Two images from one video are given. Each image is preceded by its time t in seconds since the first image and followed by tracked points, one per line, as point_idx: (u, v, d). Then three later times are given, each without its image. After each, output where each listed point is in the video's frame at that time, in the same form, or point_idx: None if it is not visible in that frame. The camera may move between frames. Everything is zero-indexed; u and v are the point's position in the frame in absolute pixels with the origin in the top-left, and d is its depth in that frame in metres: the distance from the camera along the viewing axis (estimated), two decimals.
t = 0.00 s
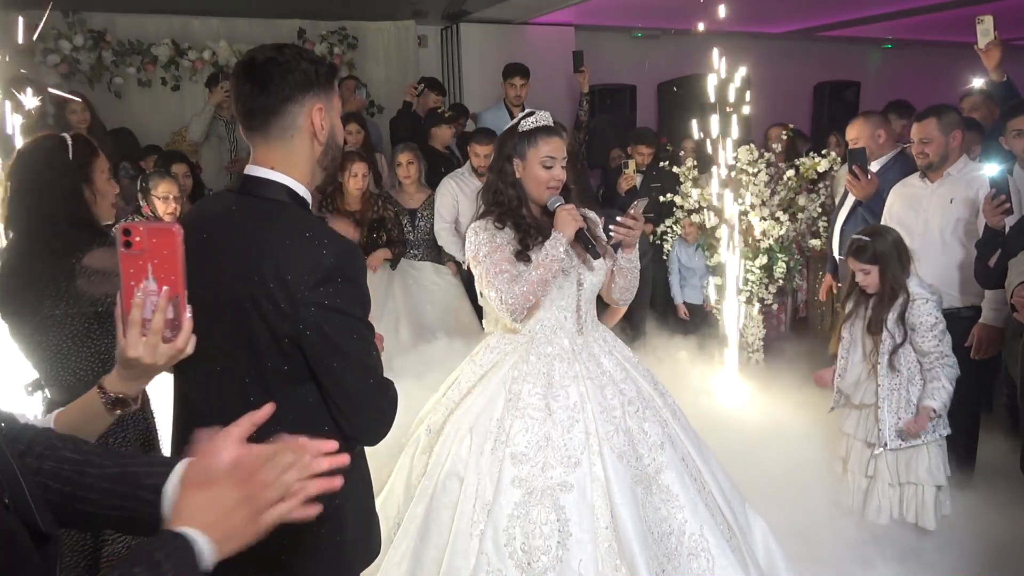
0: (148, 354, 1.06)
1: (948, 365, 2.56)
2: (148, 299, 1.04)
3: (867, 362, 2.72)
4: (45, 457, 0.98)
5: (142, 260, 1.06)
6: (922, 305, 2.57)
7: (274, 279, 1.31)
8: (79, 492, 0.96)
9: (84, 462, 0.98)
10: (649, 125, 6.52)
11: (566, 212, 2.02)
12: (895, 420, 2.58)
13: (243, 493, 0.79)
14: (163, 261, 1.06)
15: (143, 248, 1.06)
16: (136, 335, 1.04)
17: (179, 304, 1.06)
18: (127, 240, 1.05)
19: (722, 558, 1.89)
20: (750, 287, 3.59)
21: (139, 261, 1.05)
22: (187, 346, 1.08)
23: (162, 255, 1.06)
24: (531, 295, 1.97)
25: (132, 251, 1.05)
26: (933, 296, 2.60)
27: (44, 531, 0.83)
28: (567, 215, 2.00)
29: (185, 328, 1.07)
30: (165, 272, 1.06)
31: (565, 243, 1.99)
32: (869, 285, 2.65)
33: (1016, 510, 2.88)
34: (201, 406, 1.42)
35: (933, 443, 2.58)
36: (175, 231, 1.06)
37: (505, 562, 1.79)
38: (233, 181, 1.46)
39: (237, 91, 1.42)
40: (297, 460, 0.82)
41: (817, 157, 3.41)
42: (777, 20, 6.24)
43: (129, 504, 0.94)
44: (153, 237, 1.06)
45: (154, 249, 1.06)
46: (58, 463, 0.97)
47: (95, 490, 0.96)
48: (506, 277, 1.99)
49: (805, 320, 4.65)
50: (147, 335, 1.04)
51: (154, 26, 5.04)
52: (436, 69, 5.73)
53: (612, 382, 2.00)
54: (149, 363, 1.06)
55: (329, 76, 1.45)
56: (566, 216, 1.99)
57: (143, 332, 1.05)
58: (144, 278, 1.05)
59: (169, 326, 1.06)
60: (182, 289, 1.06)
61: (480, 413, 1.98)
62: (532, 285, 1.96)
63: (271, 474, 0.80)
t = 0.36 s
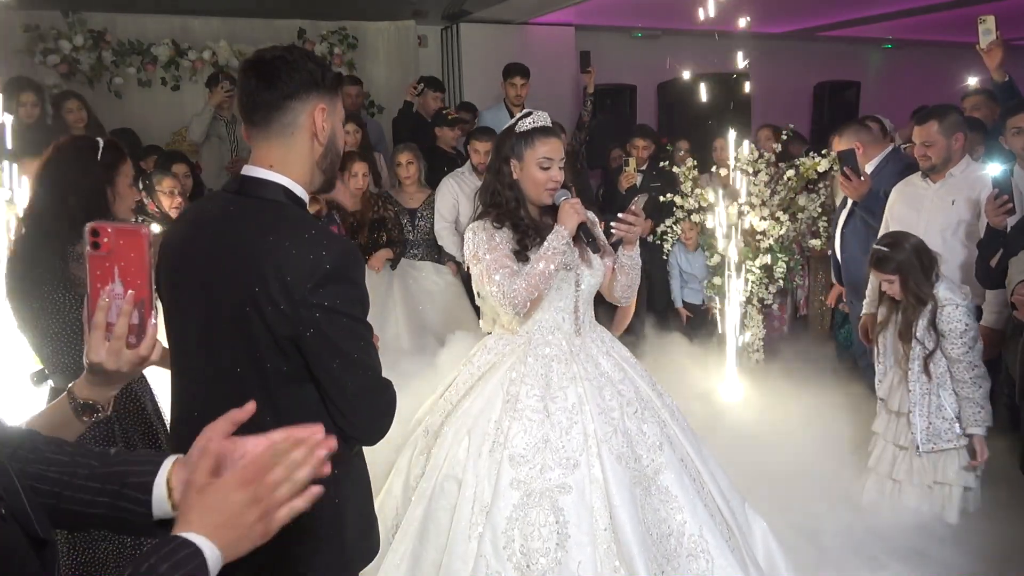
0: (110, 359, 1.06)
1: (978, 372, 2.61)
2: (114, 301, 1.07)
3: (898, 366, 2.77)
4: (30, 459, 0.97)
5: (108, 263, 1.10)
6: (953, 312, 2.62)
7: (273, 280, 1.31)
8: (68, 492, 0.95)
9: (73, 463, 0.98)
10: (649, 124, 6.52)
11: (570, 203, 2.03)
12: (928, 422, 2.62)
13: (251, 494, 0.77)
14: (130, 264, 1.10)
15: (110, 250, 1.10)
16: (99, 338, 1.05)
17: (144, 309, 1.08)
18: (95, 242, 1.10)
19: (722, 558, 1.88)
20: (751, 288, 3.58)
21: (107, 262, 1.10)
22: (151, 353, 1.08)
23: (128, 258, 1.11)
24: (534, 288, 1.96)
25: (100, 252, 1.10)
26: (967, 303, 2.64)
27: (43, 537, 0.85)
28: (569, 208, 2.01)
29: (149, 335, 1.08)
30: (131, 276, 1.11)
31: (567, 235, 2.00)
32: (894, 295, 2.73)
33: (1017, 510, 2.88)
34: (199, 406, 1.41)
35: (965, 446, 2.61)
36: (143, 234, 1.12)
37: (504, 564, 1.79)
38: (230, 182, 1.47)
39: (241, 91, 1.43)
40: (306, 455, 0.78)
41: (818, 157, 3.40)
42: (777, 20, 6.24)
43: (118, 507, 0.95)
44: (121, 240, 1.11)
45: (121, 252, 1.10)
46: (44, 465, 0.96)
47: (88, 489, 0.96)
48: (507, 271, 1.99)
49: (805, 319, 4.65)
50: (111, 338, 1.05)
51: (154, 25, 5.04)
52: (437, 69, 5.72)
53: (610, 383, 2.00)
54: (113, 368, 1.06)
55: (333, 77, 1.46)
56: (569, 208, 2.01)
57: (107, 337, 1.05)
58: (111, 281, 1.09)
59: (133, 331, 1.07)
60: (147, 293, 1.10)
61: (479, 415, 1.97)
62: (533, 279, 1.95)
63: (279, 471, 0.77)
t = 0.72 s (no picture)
0: (118, 354, 1.03)
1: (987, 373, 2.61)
2: (120, 296, 1.04)
3: (908, 365, 2.80)
4: (24, 453, 0.96)
5: (112, 257, 1.06)
6: (962, 312, 2.60)
7: (270, 282, 1.32)
8: (68, 484, 0.95)
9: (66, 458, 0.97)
10: (649, 124, 6.51)
11: (573, 203, 2.02)
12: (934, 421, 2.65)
13: (243, 474, 0.75)
14: (134, 258, 1.07)
15: (114, 244, 1.06)
16: (106, 334, 1.02)
17: (150, 303, 1.05)
18: (99, 236, 1.06)
19: (722, 559, 1.88)
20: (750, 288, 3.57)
21: (110, 257, 1.06)
22: (159, 348, 1.04)
23: (133, 251, 1.07)
24: (542, 289, 1.96)
25: (103, 246, 1.06)
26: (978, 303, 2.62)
27: (40, 535, 0.84)
28: (574, 207, 2.01)
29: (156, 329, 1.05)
30: (136, 269, 1.07)
31: (570, 236, 2.00)
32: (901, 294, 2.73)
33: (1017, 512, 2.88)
34: (194, 407, 1.41)
35: (971, 447, 2.62)
36: (147, 226, 1.08)
37: (504, 566, 1.79)
38: (227, 182, 1.47)
39: (247, 92, 1.44)
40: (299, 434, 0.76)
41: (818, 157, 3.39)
42: (777, 20, 6.24)
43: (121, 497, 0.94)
44: (124, 233, 1.07)
45: (125, 245, 1.07)
46: (41, 458, 0.96)
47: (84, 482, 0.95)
48: (512, 275, 1.98)
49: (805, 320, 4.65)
50: (117, 334, 1.02)
51: (153, 25, 5.04)
52: (436, 69, 5.72)
53: (611, 385, 2.00)
54: (120, 363, 1.03)
55: (340, 83, 1.47)
56: (572, 208, 2.00)
57: (114, 332, 1.02)
58: (115, 274, 1.06)
59: (140, 326, 1.04)
60: (153, 287, 1.07)
61: (479, 417, 1.98)
62: (540, 279, 1.96)
63: (272, 452, 0.75)
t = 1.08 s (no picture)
0: (127, 354, 1.03)
1: (982, 367, 2.58)
2: (129, 296, 1.04)
3: (902, 367, 2.83)
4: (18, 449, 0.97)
5: (121, 258, 1.06)
6: (955, 306, 2.61)
7: (270, 282, 1.32)
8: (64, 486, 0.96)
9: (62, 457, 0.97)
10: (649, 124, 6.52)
11: (572, 201, 2.02)
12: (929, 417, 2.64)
13: (213, 502, 0.79)
14: (143, 258, 1.06)
15: (122, 245, 1.06)
16: (115, 334, 1.02)
17: (158, 303, 1.05)
18: (108, 237, 1.05)
19: (722, 559, 1.89)
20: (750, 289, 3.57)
21: (119, 258, 1.06)
22: (168, 347, 1.05)
23: (142, 252, 1.07)
24: (542, 287, 1.97)
25: (112, 247, 1.05)
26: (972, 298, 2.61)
27: (37, 537, 0.83)
28: (572, 204, 2.01)
29: (165, 330, 1.05)
30: (144, 269, 1.07)
31: (569, 233, 2.00)
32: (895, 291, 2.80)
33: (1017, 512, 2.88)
34: (194, 407, 1.41)
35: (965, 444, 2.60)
36: (156, 226, 1.07)
37: (505, 566, 1.79)
38: (222, 184, 1.46)
39: (236, 91, 1.43)
40: (265, 466, 0.82)
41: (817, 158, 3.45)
42: (777, 20, 6.24)
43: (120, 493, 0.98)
44: (133, 233, 1.06)
45: (134, 246, 1.06)
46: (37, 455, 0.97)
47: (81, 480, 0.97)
48: (514, 273, 1.99)
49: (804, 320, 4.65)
50: (126, 335, 1.02)
51: (154, 25, 5.03)
52: (436, 69, 5.72)
53: (611, 384, 2.00)
54: (129, 363, 1.03)
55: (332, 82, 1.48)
56: (571, 206, 2.01)
57: (123, 332, 1.03)
58: (124, 275, 1.05)
59: (149, 327, 1.04)
60: (162, 286, 1.07)
61: (479, 416, 1.98)
62: (541, 276, 1.96)
63: (239, 479, 0.80)
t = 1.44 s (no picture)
0: (127, 351, 1.02)
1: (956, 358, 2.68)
2: (131, 294, 1.04)
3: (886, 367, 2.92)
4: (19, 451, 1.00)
5: (123, 255, 1.06)
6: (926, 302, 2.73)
7: (262, 280, 1.32)
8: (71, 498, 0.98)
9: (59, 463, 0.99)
10: (649, 124, 6.52)
11: (575, 201, 2.01)
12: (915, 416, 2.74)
13: None
14: (145, 257, 1.06)
15: (125, 242, 1.06)
16: (116, 331, 1.01)
17: (159, 301, 1.05)
18: (110, 235, 1.06)
19: (723, 559, 1.88)
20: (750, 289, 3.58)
21: (122, 255, 1.06)
22: (168, 345, 1.04)
23: (144, 250, 1.06)
24: (544, 287, 1.96)
25: (115, 245, 1.05)
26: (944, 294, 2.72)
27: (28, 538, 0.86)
28: (575, 205, 2.00)
29: (166, 328, 1.05)
30: (146, 268, 1.07)
31: (571, 234, 2.00)
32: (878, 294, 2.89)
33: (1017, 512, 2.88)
34: (188, 405, 1.41)
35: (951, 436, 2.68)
36: (158, 225, 1.07)
37: (506, 564, 1.79)
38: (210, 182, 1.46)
39: (222, 89, 1.42)
40: None
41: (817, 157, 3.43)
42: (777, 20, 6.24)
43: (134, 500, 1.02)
44: (135, 232, 1.06)
45: (136, 244, 1.06)
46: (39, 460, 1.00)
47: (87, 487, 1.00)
48: (515, 273, 1.99)
49: (807, 323, 4.56)
50: (127, 332, 1.01)
51: (154, 25, 5.03)
52: (436, 69, 5.72)
53: (612, 383, 2.00)
54: (129, 360, 1.03)
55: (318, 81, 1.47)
56: (573, 206, 2.00)
57: (125, 329, 1.02)
58: (126, 273, 1.05)
59: (149, 324, 1.04)
60: (163, 285, 1.06)
61: (480, 416, 1.98)
62: (542, 276, 1.96)
63: None
